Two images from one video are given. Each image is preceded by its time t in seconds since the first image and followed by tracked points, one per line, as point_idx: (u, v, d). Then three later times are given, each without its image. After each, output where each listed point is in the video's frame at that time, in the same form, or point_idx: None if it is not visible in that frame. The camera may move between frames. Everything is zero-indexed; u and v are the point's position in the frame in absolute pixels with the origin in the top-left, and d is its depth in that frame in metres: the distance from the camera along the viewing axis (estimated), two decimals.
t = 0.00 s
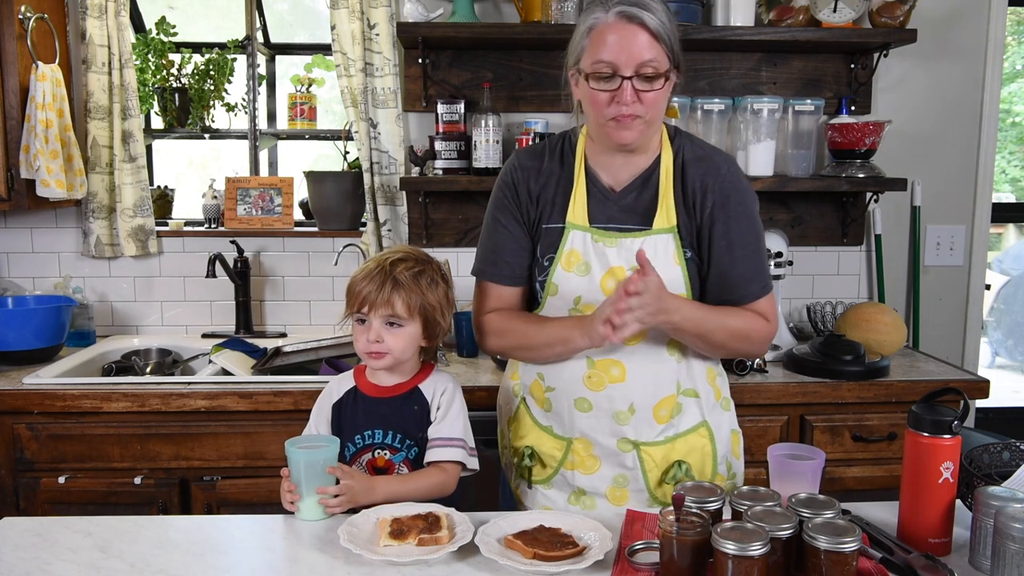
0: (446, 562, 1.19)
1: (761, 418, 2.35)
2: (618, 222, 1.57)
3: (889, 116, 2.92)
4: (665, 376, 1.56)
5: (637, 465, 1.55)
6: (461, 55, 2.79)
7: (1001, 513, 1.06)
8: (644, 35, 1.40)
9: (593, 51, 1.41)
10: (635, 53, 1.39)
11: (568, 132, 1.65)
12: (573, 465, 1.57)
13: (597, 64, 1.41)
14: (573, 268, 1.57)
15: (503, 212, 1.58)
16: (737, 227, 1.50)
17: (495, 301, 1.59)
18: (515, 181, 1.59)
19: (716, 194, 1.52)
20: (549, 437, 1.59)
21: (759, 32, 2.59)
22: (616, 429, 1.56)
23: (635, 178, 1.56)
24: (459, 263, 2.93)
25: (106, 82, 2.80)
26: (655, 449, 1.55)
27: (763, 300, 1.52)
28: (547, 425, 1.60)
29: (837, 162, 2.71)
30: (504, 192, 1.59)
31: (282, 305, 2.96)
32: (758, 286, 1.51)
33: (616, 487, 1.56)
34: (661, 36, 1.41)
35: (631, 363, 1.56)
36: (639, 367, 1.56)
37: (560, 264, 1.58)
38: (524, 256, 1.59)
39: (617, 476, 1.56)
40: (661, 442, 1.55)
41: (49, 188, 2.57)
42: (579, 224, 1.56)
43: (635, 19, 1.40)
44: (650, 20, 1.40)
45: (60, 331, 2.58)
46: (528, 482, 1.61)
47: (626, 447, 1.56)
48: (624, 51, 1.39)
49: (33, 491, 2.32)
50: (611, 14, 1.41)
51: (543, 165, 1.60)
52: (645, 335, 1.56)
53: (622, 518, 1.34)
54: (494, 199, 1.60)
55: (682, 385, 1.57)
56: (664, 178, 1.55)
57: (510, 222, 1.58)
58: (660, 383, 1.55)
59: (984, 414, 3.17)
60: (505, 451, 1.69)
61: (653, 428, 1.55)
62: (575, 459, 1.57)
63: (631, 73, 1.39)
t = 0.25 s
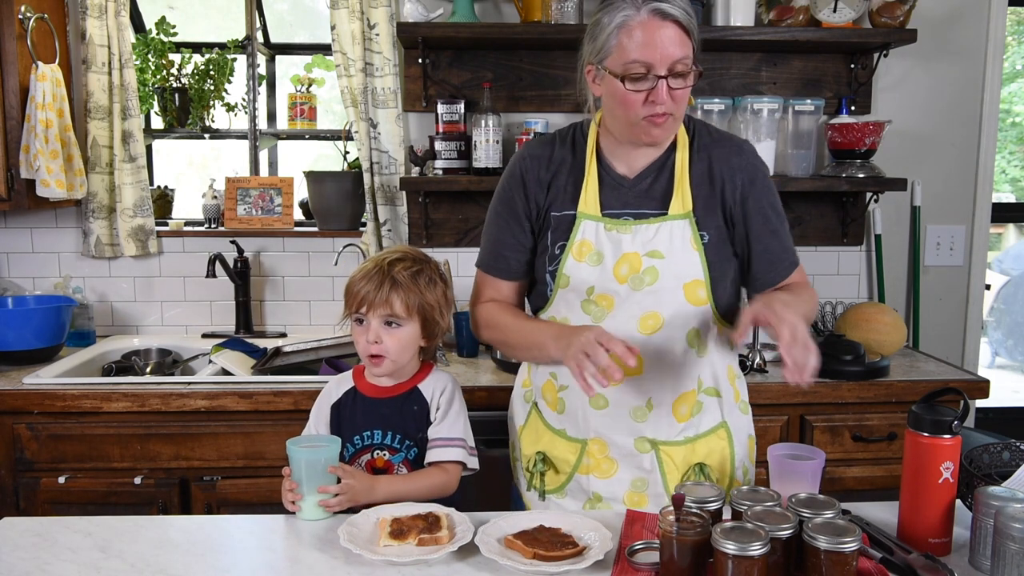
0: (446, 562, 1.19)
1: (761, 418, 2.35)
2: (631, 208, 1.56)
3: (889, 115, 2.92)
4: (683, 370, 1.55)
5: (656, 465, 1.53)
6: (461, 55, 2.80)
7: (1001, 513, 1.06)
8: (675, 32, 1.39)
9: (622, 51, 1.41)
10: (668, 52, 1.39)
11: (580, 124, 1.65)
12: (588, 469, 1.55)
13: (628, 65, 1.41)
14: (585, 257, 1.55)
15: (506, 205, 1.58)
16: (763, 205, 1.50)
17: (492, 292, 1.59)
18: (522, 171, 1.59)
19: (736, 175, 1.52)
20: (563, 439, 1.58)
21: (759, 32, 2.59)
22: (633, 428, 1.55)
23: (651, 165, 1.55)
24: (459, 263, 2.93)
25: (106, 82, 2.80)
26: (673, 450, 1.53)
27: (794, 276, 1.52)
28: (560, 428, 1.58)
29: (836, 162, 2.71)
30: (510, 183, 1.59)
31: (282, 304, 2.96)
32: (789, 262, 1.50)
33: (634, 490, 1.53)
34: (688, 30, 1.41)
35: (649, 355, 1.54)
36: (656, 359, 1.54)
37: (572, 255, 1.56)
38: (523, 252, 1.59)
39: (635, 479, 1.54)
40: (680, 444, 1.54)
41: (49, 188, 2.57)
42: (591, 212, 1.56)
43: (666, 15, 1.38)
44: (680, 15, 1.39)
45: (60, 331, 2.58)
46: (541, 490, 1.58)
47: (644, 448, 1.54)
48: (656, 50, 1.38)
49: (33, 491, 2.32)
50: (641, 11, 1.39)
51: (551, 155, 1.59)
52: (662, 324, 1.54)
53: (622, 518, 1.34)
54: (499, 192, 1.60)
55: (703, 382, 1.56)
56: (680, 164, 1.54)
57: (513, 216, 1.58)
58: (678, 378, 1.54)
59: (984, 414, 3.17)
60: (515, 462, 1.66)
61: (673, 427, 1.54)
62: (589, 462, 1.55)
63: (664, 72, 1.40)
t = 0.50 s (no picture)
0: (446, 562, 1.19)
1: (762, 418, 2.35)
2: (645, 208, 1.56)
3: (889, 115, 2.92)
4: (700, 373, 1.52)
5: (668, 468, 1.52)
6: (460, 55, 2.79)
7: (1001, 513, 1.06)
8: (683, 37, 1.39)
9: (631, 58, 1.41)
10: (677, 57, 1.38)
11: (594, 125, 1.66)
12: (599, 475, 1.54)
13: (637, 71, 1.41)
14: (597, 257, 1.55)
15: (513, 206, 1.61)
16: (785, 201, 1.51)
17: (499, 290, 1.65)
18: (534, 171, 1.61)
19: (756, 172, 1.52)
20: (573, 445, 1.58)
21: (759, 33, 2.59)
22: (646, 431, 1.53)
23: (664, 165, 1.56)
24: (459, 263, 2.93)
25: (106, 82, 2.79)
26: (687, 454, 1.52)
27: (816, 269, 1.53)
28: (570, 435, 1.58)
29: (836, 162, 2.71)
30: (522, 184, 1.61)
31: (282, 304, 2.96)
32: (810, 256, 1.52)
33: (645, 493, 1.53)
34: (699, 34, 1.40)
35: (664, 356, 1.52)
36: (671, 361, 1.52)
37: (584, 254, 1.56)
38: (528, 254, 1.63)
39: (646, 479, 1.53)
40: (694, 448, 1.53)
41: (49, 188, 2.57)
42: (604, 211, 1.56)
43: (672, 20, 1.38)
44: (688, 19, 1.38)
45: (60, 331, 2.58)
46: (548, 498, 1.58)
47: (656, 450, 1.53)
48: (664, 56, 1.38)
49: (34, 491, 2.32)
50: (649, 16, 1.39)
51: (562, 155, 1.61)
52: (677, 325, 1.52)
53: (622, 518, 1.34)
54: (511, 194, 1.63)
55: (718, 386, 1.53)
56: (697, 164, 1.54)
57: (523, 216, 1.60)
58: (694, 380, 1.52)
59: (984, 414, 3.18)
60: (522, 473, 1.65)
61: (685, 431, 1.52)
62: (600, 468, 1.54)
63: (674, 78, 1.39)
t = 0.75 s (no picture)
0: (446, 562, 1.19)
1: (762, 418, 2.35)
2: (656, 211, 1.55)
3: (889, 116, 2.92)
4: (707, 378, 1.52)
5: (671, 472, 1.53)
6: (460, 55, 2.79)
7: (1001, 513, 1.06)
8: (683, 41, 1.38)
9: (631, 57, 1.40)
10: (674, 60, 1.37)
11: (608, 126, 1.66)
12: (603, 480, 1.54)
13: (636, 71, 1.40)
14: (606, 259, 1.56)
15: (524, 203, 1.61)
16: (795, 207, 1.51)
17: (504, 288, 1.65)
18: (545, 171, 1.61)
19: (768, 177, 1.52)
20: (577, 449, 1.57)
21: (759, 33, 2.59)
22: (651, 435, 1.53)
23: (676, 170, 1.55)
24: (459, 263, 2.93)
25: (106, 82, 2.79)
26: (692, 459, 1.53)
27: (823, 279, 1.53)
28: (575, 439, 1.58)
29: (836, 162, 2.71)
30: (532, 183, 1.61)
31: (282, 304, 2.96)
32: (817, 265, 1.52)
33: (648, 496, 1.53)
34: (703, 39, 1.38)
35: (671, 361, 1.53)
36: (678, 364, 1.52)
37: (593, 255, 1.57)
38: (536, 254, 1.63)
39: (648, 480, 1.54)
40: (699, 453, 1.53)
41: (49, 188, 2.57)
42: (614, 215, 1.56)
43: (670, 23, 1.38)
44: (690, 23, 1.37)
45: (60, 331, 2.58)
46: (552, 502, 1.57)
47: (660, 454, 1.53)
48: (662, 58, 1.37)
49: (33, 491, 2.32)
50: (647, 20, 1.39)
51: (573, 155, 1.61)
52: (685, 330, 1.53)
53: (623, 518, 1.34)
54: (522, 195, 1.63)
55: (727, 393, 1.53)
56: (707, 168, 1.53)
57: (533, 217, 1.61)
58: (702, 386, 1.52)
59: (984, 414, 3.17)
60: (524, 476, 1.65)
61: (690, 436, 1.52)
62: (605, 472, 1.54)
63: (671, 81, 1.39)
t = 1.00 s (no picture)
0: (446, 562, 1.19)
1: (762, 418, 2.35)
2: (660, 212, 1.56)
3: (889, 116, 2.92)
4: (706, 380, 1.52)
5: (668, 473, 1.54)
6: (461, 55, 2.79)
7: (1001, 513, 1.06)
8: (690, 40, 1.38)
9: (638, 52, 1.40)
10: (677, 58, 1.37)
11: (616, 125, 1.66)
12: (601, 480, 1.54)
13: (640, 66, 1.40)
14: (608, 258, 1.56)
15: (530, 199, 1.63)
16: (801, 212, 1.51)
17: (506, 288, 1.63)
18: (551, 169, 1.61)
19: (774, 180, 1.51)
20: (576, 449, 1.57)
21: (759, 33, 2.59)
22: (649, 436, 1.53)
23: (682, 170, 1.55)
24: (459, 263, 2.93)
25: (106, 82, 2.79)
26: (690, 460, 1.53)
27: (830, 282, 1.53)
28: (573, 438, 1.58)
29: (836, 162, 2.71)
30: (538, 181, 1.62)
31: (282, 304, 2.96)
32: (824, 269, 1.52)
33: (645, 496, 1.54)
34: (710, 40, 1.38)
35: (671, 363, 1.52)
36: (678, 366, 1.52)
37: (595, 254, 1.57)
38: (540, 250, 1.63)
39: (646, 482, 1.54)
40: (697, 455, 1.54)
41: (49, 188, 2.57)
42: (617, 215, 1.56)
43: (679, 20, 1.37)
44: (698, 23, 1.37)
45: (60, 331, 2.58)
46: (549, 500, 1.58)
47: (658, 455, 1.54)
48: (666, 54, 1.38)
49: (33, 491, 2.32)
50: (657, 14, 1.39)
51: (579, 153, 1.61)
52: (686, 331, 1.53)
53: (623, 518, 1.34)
54: (529, 192, 1.64)
55: (727, 396, 1.53)
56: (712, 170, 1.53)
57: (538, 215, 1.62)
58: (701, 389, 1.52)
59: (984, 414, 3.17)
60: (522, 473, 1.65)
61: (689, 438, 1.53)
62: (603, 472, 1.54)
63: (672, 78, 1.39)
